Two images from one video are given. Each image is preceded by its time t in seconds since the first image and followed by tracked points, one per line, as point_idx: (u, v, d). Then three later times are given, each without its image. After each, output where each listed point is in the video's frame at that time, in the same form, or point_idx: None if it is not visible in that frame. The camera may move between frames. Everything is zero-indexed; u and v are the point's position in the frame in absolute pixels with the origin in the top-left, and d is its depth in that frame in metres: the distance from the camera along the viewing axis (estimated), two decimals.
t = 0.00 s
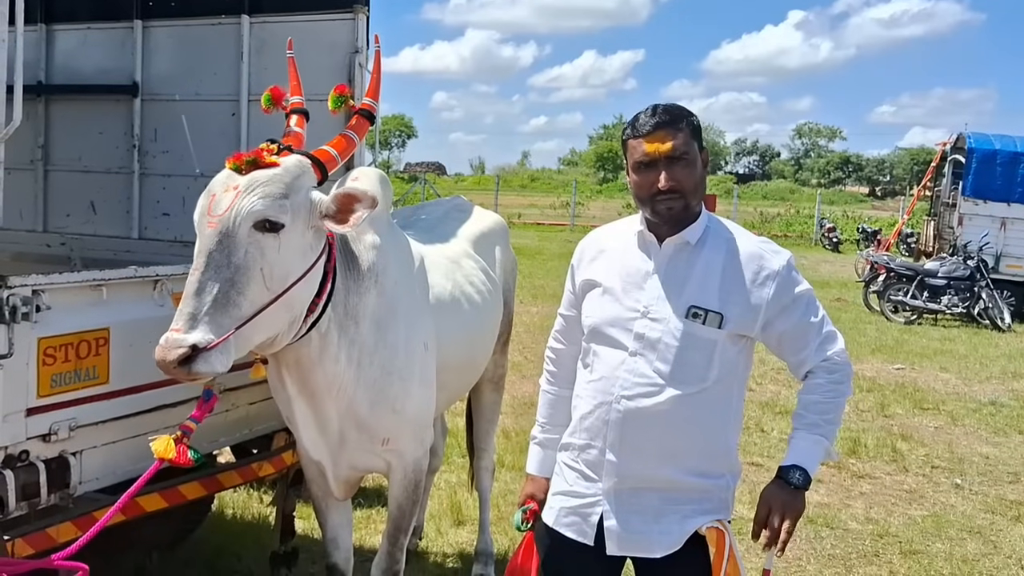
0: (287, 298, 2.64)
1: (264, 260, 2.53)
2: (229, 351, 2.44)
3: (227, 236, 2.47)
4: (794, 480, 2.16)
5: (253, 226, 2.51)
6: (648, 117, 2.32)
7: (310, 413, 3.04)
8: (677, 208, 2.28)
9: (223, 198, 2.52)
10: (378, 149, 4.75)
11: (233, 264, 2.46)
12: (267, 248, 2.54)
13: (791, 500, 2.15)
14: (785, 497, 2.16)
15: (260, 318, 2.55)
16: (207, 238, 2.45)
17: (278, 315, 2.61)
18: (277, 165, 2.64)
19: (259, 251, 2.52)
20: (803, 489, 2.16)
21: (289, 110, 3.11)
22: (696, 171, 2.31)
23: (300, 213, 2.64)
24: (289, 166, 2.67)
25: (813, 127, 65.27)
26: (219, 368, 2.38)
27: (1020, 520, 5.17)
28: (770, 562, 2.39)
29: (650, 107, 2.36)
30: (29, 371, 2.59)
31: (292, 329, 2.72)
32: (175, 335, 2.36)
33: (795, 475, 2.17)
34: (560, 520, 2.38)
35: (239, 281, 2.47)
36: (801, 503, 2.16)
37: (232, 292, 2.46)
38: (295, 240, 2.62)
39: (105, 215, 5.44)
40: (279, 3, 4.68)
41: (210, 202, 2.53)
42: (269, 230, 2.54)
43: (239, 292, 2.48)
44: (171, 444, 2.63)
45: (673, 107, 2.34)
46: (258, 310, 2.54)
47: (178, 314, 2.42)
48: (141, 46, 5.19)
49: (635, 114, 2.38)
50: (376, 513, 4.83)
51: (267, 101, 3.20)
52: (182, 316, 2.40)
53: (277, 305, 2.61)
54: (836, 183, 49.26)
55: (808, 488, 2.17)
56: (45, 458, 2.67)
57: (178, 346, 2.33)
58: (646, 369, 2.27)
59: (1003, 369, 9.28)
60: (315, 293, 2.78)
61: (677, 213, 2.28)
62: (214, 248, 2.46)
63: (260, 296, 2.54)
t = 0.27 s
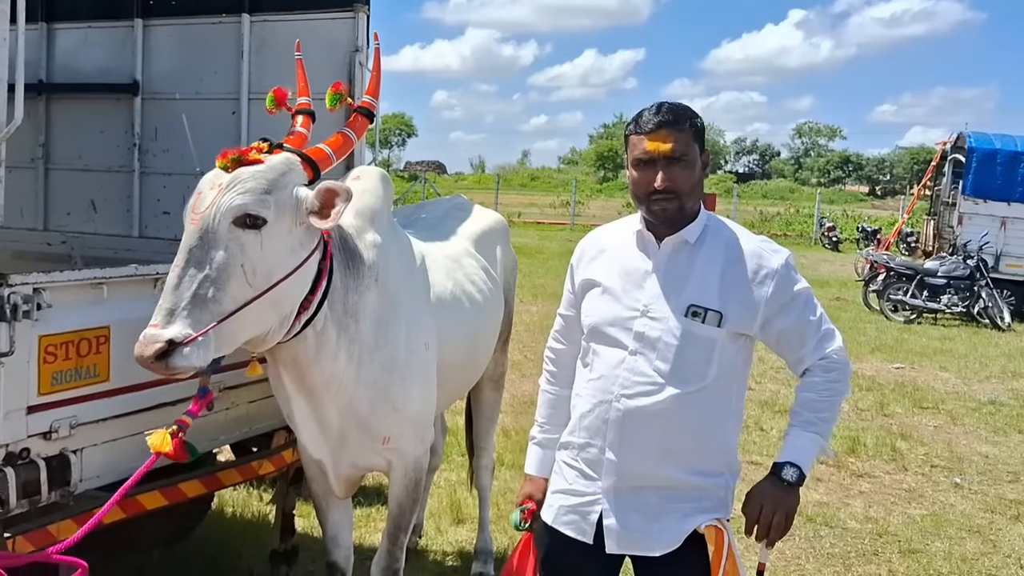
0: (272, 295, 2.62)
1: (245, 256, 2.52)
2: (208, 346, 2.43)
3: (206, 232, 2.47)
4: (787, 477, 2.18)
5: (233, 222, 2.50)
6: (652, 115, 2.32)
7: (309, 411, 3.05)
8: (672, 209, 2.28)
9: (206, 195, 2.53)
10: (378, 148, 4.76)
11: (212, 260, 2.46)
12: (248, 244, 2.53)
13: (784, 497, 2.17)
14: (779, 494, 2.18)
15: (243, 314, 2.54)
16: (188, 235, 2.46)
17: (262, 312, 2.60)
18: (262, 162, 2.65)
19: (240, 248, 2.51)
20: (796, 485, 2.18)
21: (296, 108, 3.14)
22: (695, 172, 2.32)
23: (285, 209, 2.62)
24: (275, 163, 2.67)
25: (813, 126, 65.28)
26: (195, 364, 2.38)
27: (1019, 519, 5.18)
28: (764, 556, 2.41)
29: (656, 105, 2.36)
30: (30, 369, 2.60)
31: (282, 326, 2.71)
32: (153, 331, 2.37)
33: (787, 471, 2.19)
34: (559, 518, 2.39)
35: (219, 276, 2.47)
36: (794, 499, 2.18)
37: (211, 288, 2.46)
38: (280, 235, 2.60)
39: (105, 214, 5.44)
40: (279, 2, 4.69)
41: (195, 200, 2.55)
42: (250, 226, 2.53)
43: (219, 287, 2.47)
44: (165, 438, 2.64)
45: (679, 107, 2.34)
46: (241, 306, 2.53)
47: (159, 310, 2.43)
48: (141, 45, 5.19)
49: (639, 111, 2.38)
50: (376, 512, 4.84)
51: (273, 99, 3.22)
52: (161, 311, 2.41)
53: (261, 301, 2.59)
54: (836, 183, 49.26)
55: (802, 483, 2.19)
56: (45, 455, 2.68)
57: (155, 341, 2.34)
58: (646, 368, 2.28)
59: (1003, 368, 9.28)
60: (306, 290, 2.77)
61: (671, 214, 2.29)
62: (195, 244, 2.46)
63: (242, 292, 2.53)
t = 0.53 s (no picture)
0: (261, 294, 2.62)
1: (232, 255, 2.52)
2: (193, 343, 2.43)
3: (194, 230, 2.48)
4: (781, 474, 2.20)
5: (220, 221, 2.51)
6: (648, 116, 2.33)
7: (307, 409, 3.05)
8: (670, 208, 2.29)
9: (196, 194, 2.55)
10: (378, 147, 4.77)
11: (199, 258, 2.46)
12: (235, 243, 2.53)
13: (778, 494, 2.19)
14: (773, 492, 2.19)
15: (230, 312, 2.53)
16: (175, 233, 2.47)
17: (250, 311, 2.60)
18: (252, 161, 2.66)
19: (227, 246, 2.52)
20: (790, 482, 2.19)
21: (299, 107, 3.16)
22: (692, 171, 2.32)
23: (274, 208, 2.62)
24: (264, 163, 2.67)
25: (814, 125, 65.29)
26: (179, 361, 2.38)
27: (1018, 518, 5.19)
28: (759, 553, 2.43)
29: (651, 105, 2.36)
30: (31, 368, 2.61)
31: (272, 324, 2.71)
32: (138, 327, 2.37)
33: (781, 469, 2.20)
34: (559, 518, 2.40)
35: (205, 274, 2.47)
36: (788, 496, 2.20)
37: (198, 285, 2.46)
38: (268, 235, 2.61)
39: (106, 213, 5.45)
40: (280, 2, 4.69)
41: (186, 199, 2.56)
42: (238, 225, 2.54)
43: (205, 285, 2.47)
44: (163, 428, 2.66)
45: (673, 107, 2.35)
46: (228, 304, 2.53)
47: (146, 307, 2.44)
48: (141, 45, 5.20)
49: (635, 112, 2.39)
50: (375, 511, 4.85)
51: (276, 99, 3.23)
52: (147, 308, 2.41)
53: (249, 300, 2.59)
54: (837, 182, 49.25)
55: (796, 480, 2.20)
56: (47, 454, 2.69)
57: (139, 337, 2.34)
58: (647, 368, 2.29)
59: (1003, 367, 9.29)
60: (298, 289, 2.78)
61: (670, 213, 2.30)
62: (182, 242, 2.47)
63: (229, 290, 2.53)
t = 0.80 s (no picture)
0: (256, 291, 2.63)
1: (228, 251, 2.53)
2: (189, 339, 2.44)
3: (190, 227, 2.49)
4: (778, 474, 2.21)
5: (217, 218, 2.52)
6: (645, 118, 2.34)
7: (305, 409, 3.07)
8: (669, 209, 2.30)
9: (193, 191, 2.56)
10: (377, 148, 4.78)
11: (195, 255, 2.47)
12: (231, 240, 2.54)
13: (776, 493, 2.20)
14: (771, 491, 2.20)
15: (225, 309, 2.54)
16: (172, 229, 2.49)
17: (246, 307, 2.61)
18: (249, 159, 2.67)
19: (223, 243, 2.53)
20: (787, 482, 2.20)
21: (297, 107, 3.17)
22: (690, 173, 2.33)
23: (271, 206, 2.63)
24: (262, 161, 2.69)
25: (813, 126, 65.26)
26: (173, 356, 2.39)
27: (1016, 518, 5.21)
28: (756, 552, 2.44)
29: (648, 108, 2.38)
30: (31, 369, 2.62)
31: (267, 321, 2.71)
32: (134, 322, 2.38)
33: (778, 468, 2.21)
34: (558, 518, 2.41)
35: (201, 271, 2.48)
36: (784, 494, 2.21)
37: (194, 282, 2.47)
38: (264, 232, 2.62)
39: (105, 213, 5.46)
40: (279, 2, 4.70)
41: (183, 196, 2.58)
42: (234, 222, 2.55)
43: (202, 282, 2.48)
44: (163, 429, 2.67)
45: (670, 109, 2.36)
46: (223, 300, 2.53)
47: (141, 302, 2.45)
48: (141, 45, 5.21)
49: (632, 114, 2.40)
50: (374, 511, 4.86)
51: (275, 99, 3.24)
52: (142, 303, 2.42)
53: (245, 297, 2.60)
54: (836, 182, 49.28)
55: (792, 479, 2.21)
56: (47, 454, 2.70)
57: (134, 332, 2.36)
58: (646, 369, 2.30)
59: (1002, 367, 9.31)
60: (293, 288, 2.79)
61: (669, 214, 2.30)
62: (178, 238, 2.48)
63: (225, 287, 2.54)
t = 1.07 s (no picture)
0: (252, 291, 2.63)
1: (224, 251, 2.53)
2: (184, 338, 2.44)
3: (186, 226, 2.50)
4: (781, 476, 2.21)
5: (214, 217, 2.53)
6: (642, 120, 2.34)
7: (301, 409, 3.07)
8: (666, 210, 2.30)
9: (190, 189, 2.57)
10: (375, 149, 4.78)
11: (190, 254, 2.48)
12: (227, 239, 2.54)
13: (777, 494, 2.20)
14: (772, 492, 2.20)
15: (220, 308, 2.54)
16: (168, 227, 2.49)
17: (242, 307, 2.61)
18: (247, 158, 2.68)
19: (219, 242, 2.53)
20: (789, 484, 2.21)
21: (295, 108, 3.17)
22: (687, 174, 2.34)
23: (268, 206, 2.64)
24: (259, 161, 2.69)
25: (811, 126, 65.29)
26: (168, 354, 2.39)
27: (1015, 518, 5.21)
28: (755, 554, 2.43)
29: (645, 109, 2.38)
30: (29, 370, 2.62)
31: (263, 321, 2.72)
32: (129, 320, 2.39)
33: (781, 470, 2.21)
34: (555, 518, 2.41)
35: (197, 270, 2.48)
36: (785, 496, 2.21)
37: (189, 281, 2.47)
38: (260, 232, 2.62)
39: (103, 215, 5.46)
40: (277, 4, 4.70)
41: (180, 195, 2.58)
42: (231, 221, 2.55)
43: (198, 281, 2.48)
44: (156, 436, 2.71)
45: (667, 110, 2.37)
46: (218, 299, 2.53)
47: (136, 300, 2.45)
48: (139, 47, 5.21)
49: (629, 116, 2.40)
50: (373, 512, 4.87)
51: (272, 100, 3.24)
52: (137, 301, 2.42)
53: (241, 296, 2.60)
54: (834, 182, 49.31)
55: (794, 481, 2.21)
56: (45, 455, 2.70)
57: (129, 330, 2.35)
58: (643, 370, 2.30)
59: (1000, 367, 9.31)
60: (289, 288, 2.79)
61: (666, 215, 2.31)
62: (174, 236, 2.48)
63: (221, 287, 2.54)
